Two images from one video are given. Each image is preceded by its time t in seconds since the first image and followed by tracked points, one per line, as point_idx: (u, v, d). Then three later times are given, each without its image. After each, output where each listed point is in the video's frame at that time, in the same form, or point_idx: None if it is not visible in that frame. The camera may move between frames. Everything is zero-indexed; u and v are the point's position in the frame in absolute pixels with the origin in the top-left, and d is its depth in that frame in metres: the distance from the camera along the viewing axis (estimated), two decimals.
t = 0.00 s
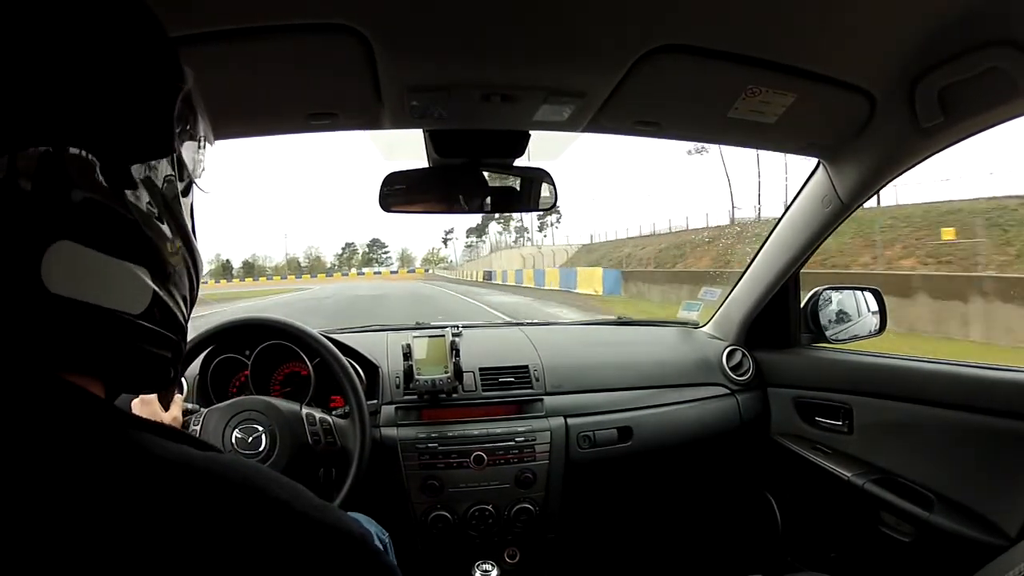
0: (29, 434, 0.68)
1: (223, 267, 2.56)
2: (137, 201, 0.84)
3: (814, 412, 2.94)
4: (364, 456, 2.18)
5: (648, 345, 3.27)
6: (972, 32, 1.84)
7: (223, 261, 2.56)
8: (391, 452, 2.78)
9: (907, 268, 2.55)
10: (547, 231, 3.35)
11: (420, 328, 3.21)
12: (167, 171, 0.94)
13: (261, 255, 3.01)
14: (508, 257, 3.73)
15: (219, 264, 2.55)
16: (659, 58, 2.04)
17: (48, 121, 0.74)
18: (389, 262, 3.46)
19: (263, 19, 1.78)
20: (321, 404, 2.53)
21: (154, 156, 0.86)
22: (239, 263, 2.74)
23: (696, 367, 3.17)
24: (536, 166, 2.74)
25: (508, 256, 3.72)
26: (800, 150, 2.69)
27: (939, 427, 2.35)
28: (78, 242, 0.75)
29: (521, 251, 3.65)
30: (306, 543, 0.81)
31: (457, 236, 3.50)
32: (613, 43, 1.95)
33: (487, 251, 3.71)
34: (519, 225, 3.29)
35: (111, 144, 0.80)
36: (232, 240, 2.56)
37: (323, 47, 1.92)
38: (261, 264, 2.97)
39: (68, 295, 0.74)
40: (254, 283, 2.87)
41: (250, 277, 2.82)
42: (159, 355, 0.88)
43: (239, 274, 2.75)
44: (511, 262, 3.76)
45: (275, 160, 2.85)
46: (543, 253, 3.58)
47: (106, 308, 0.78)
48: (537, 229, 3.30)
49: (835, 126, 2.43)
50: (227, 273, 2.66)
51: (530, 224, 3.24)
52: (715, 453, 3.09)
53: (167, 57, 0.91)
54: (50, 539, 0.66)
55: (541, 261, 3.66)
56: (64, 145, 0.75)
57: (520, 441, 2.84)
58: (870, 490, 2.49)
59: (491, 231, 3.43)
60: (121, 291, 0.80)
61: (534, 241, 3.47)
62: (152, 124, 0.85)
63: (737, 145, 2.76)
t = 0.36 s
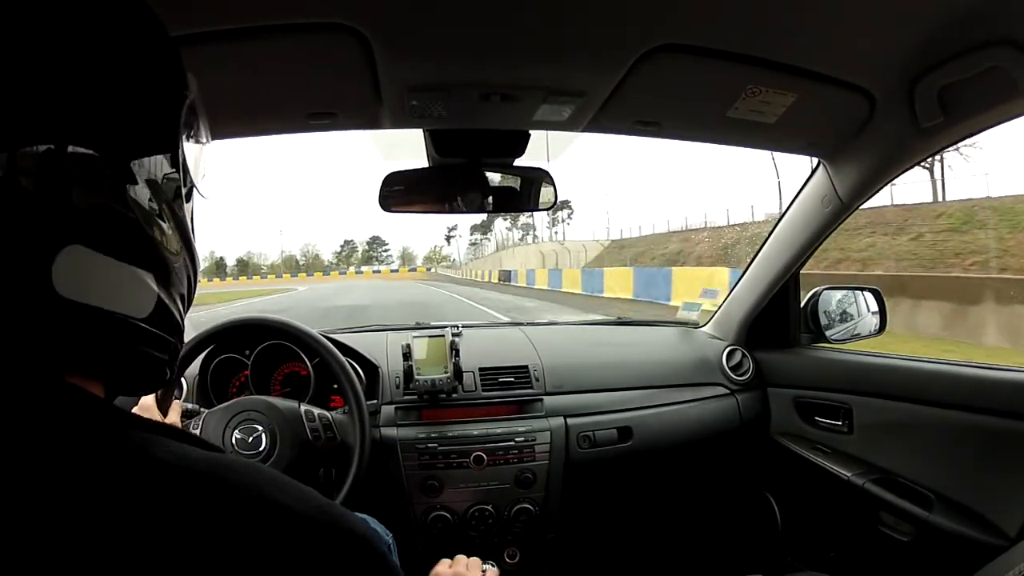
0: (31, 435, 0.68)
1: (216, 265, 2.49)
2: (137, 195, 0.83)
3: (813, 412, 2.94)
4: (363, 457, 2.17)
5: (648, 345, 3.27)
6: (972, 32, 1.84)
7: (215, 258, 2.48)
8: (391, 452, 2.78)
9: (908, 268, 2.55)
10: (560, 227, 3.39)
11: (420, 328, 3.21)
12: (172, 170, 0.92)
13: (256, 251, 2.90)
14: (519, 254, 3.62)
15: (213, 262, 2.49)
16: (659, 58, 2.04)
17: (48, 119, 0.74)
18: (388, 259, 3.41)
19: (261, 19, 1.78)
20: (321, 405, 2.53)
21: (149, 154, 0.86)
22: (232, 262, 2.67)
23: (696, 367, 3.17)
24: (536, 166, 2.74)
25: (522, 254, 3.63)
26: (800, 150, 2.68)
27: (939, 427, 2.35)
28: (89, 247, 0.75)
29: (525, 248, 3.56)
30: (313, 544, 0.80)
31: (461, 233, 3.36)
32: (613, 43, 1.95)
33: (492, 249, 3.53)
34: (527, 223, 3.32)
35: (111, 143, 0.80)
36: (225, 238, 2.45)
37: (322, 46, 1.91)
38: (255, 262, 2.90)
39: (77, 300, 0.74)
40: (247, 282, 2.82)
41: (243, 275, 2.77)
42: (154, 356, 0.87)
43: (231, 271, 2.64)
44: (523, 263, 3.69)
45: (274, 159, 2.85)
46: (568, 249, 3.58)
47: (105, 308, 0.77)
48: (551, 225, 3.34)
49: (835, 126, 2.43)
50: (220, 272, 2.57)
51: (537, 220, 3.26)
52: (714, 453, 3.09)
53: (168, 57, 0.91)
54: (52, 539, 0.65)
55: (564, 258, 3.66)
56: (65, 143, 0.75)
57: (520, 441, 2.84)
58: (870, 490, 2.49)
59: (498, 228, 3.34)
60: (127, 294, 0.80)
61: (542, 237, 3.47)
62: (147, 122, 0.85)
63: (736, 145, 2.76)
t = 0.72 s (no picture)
0: (34, 436, 0.68)
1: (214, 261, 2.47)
2: (144, 190, 0.82)
3: (813, 412, 2.94)
4: (362, 457, 2.17)
5: (647, 344, 3.27)
6: (972, 32, 1.84)
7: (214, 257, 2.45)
8: (391, 452, 2.78)
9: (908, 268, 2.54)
10: (572, 224, 3.48)
11: (420, 328, 3.21)
12: (179, 165, 0.93)
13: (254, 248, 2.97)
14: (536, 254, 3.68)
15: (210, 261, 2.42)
16: (659, 57, 2.04)
17: (55, 112, 0.73)
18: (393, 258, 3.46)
19: (261, 19, 1.78)
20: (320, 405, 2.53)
21: (156, 147, 0.86)
22: (231, 259, 2.67)
23: (696, 367, 3.16)
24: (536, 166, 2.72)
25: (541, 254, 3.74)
26: (800, 150, 2.69)
27: (939, 427, 2.35)
28: (95, 248, 0.76)
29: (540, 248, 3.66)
30: (313, 546, 0.80)
31: (467, 231, 3.37)
32: (612, 43, 1.95)
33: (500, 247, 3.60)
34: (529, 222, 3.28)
35: (119, 138, 0.79)
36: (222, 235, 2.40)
37: (322, 46, 1.91)
38: (253, 260, 2.93)
39: (85, 301, 0.75)
40: (245, 281, 2.83)
41: (239, 273, 2.78)
42: (158, 355, 0.87)
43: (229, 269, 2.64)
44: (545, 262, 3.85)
45: (274, 159, 2.85)
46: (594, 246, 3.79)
47: (109, 309, 0.77)
48: (563, 224, 3.43)
49: (835, 126, 2.43)
50: (217, 269, 2.56)
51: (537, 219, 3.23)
52: (714, 453, 3.09)
53: (177, 55, 0.91)
54: (51, 540, 0.65)
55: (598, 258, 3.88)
56: (72, 136, 0.74)
57: (519, 441, 2.84)
58: (870, 490, 2.48)
59: (506, 226, 3.34)
60: (133, 296, 0.80)
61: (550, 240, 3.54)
62: (155, 117, 0.85)
63: (735, 144, 2.76)
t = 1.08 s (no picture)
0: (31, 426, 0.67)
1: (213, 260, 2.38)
2: (142, 193, 0.83)
3: (813, 412, 2.94)
4: (363, 457, 2.17)
5: (647, 344, 3.27)
6: (972, 32, 1.84)
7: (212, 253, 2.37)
8: (391, 452, 2.78)
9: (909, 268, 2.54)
10: (591, 220, 3.44)
11: (420, 328, 3.21)
12: (172, 170, 0.91)
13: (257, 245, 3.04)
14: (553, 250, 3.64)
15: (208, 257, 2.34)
16: (659, 57, 2.04)
17: (50, 119, 0.73)
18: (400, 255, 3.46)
19: (261, 19, 1.78)
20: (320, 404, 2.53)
21: (149, 152, 0.85)
22: (229, 257, 2.65)
23: (696, 367, 3.16)
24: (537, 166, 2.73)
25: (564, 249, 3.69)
26: (800, 150, 2.69)
27: (939, 427, 2.35)
28: (97, 239, 0.76)
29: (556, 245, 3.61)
30: (316, 541, 0.79)
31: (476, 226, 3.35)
32: (612, 43, 1.95)
33: (510, 244, 3.56)
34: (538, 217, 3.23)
35: (113, 144, 0.79)
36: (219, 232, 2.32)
37: (322, 46, 1.91)
38: (255, 256, 3.00)
39: (87, 291, 0.75)
40: (243, 279, 2.84)
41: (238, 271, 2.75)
42: (153, 346, 0.87)
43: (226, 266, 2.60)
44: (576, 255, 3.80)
45: (274, 158, 2.85)
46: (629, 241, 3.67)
47: (107, 298, 0.77)
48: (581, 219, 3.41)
49: (835, 127, 2.43)
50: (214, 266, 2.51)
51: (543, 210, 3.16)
52: (714, 453, 3.09)
53: (169, 58, 0.91)
54: (49, 533, 0.64)
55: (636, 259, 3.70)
56: (68, 143, 0.74)
57: (519, 441, 2.84)
58: (870, 490, 2.49)
59: (520, 224, 3.28)
60: (134, 287, 0.81)
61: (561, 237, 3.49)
62: (147, 122, 0.85)
63: (735, 144, 2.76)
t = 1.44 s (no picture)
0: (26, 425, 0.65)
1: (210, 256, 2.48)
2: (142, 189, 0.83)
3: (813, 412, 2.94)
4: (363, 456, 2.17)
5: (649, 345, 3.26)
6: (972, 32, 1.83)
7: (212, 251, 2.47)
8: (391, 452, 2.77)
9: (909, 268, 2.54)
10: (612, 217, 3.50)
11: (419, 328, 3.21)
12: (166, 170, 0.90)
13: (258, 244, 3.07)
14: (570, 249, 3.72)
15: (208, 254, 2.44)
16: (660, 57, 2.04)
17: (47, 119, 0.73)
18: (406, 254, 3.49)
19: (259, 20, 1.78)
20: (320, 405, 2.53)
21: (144, 152, 0.85)
22: (228, 256, 2.78)
23: (696, 368, 3.17)
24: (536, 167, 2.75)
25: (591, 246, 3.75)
26: (799, 150, 2.69)
27: (939, 427, 2.34)
28: (107, 239, 0.77)
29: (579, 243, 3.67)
30: (326, 539, 0.77)
31: (487, 226, 3.31)
32: (611, 43, 1.95)
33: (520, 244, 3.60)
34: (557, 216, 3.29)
35: (109, 144, 0.79)
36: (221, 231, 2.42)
37: (320, 46, 1.91)
38: (255, 255, 3.06)
39: (96, 290, 0.75)
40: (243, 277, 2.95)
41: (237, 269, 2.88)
42: (148, 341, 0.86)
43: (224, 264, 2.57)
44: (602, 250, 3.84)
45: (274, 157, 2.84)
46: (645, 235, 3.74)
47: (113, 297, 0.77)
48: (603, 216, 3.48)
49: (835, 127, 2.44)
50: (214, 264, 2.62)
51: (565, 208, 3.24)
52: (714, 453, 3.09)
53: (165, 60, 0.91)
54: (47, 536, 0.61)
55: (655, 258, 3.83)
56: (66, 143, 0.74)
57: (520, 441, 2.84)
58: (871, 491, 2.49)
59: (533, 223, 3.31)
60: (137, 285, 0.82)
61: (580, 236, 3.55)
62: (143, 121, 0.85)
63: (733, 144, 2.77)
